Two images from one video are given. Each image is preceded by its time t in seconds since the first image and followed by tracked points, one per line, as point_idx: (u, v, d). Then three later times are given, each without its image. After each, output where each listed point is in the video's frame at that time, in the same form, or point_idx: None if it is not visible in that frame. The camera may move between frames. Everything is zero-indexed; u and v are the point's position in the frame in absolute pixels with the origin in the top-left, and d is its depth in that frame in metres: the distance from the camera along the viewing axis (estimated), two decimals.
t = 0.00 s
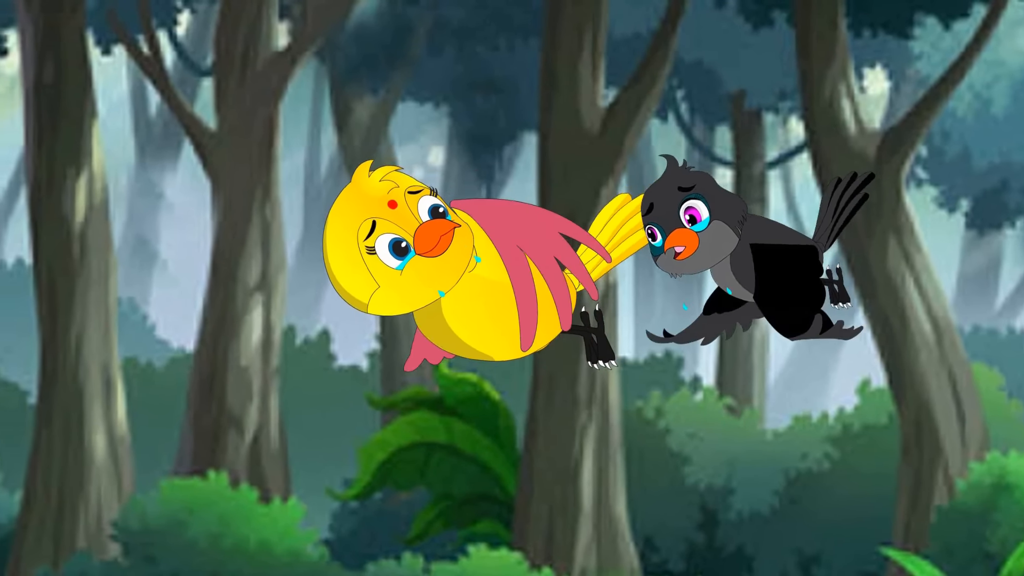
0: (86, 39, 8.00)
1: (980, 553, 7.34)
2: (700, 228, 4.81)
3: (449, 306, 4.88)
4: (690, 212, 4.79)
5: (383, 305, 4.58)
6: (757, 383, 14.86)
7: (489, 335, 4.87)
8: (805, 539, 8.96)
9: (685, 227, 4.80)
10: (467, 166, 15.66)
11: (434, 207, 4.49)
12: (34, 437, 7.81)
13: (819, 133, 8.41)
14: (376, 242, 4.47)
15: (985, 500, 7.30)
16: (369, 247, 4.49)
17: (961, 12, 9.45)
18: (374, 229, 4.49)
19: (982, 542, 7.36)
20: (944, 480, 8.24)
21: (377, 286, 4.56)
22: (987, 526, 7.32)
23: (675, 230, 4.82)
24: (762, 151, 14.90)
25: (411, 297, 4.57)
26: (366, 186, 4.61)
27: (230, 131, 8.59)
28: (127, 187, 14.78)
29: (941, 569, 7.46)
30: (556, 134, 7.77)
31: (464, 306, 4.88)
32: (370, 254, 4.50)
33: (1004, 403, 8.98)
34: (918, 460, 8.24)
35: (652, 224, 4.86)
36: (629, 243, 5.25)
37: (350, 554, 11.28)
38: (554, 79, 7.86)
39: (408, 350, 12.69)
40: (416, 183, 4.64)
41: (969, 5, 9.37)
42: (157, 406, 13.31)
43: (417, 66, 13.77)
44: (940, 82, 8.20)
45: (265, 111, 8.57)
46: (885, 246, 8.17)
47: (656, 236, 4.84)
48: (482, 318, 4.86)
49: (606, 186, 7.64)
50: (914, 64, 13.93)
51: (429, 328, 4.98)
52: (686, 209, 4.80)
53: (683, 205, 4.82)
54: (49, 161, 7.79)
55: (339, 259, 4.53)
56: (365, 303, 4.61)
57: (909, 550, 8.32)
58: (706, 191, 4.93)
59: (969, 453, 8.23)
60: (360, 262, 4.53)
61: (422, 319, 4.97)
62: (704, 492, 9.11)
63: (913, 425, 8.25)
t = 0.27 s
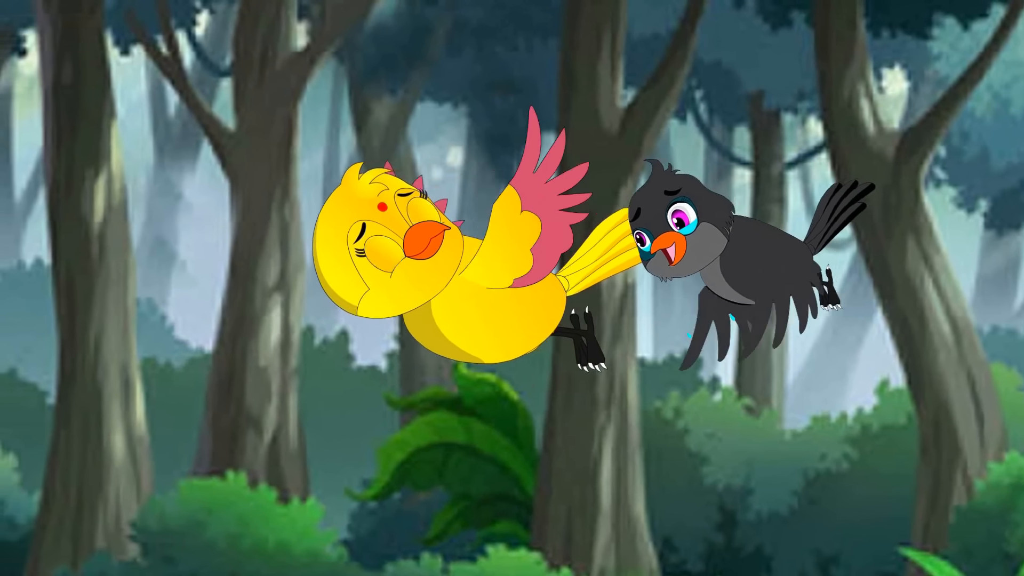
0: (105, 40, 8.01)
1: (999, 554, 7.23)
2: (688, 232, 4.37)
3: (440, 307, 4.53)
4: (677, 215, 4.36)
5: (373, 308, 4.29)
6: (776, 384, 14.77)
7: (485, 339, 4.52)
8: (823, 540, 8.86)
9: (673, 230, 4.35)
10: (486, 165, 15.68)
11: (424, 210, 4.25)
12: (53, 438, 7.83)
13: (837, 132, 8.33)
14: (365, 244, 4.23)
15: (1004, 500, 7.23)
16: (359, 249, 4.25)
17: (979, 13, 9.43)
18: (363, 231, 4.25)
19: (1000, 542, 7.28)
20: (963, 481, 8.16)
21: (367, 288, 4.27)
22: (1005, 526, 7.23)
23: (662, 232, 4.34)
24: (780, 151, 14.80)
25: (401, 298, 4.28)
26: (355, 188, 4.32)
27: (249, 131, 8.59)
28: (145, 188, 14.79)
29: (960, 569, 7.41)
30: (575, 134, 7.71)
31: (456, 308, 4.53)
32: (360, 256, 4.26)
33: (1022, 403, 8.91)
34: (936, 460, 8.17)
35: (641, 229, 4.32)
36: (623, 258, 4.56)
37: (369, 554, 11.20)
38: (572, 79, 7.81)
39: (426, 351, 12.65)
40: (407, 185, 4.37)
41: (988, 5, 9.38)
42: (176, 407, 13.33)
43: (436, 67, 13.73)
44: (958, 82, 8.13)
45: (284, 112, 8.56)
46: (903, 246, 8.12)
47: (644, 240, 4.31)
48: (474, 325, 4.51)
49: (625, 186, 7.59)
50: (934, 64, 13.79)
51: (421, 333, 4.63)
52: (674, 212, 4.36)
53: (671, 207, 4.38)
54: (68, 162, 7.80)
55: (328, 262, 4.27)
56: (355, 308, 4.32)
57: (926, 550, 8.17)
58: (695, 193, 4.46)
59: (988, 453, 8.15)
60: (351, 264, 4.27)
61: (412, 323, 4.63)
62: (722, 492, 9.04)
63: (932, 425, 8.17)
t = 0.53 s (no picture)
0: (123, 40, 8.01)
1: (1019, 554, 7.14)
2: (675, 236, 4.43)
3: (430, 308, 4.44)
4: (664, 220, 4.43)
5: (363, 306, 4.27)
6: (795, 384, 14.68)
7: (476, 338, 4.45)
8: (842, 540, 8.77)
9: (660, 235, 4.41)
10: (505, 165, 15.63)
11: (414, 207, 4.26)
12: (71, 438, 7.83)
13: (856, 132, 8.24)
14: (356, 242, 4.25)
15: None
16: (349, 246, 4.26)
17: (998, 13, 9.38)
18: (354, 229, 4.27)
19: (1019, 543, 7.19)
20: (982, 481, 8.09)
21: (357, 286, 4.26)
22: None
23: (651, 238, 4.41)
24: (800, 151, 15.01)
25: (388, 296, 4.25)
26: (346, 186, 4.36)
27: (268, 132, 8.59)
28: (164, 188, 14.77)
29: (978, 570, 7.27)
30: (593, 135, 7.66)
31: (445, 307, 4.43)
32: (349, 254, 4.26)
33: None
34: (954, 460, 8.11)
35: (629, 236, 4.40)
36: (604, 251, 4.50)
37: (388, 554, 11.20)
38: (591, 79, 7.76)
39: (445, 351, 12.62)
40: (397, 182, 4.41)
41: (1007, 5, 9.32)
42: (195, 407, 13.37)
43: (455, 67, 13.72)
44: (977, 82, 8.04)
45: (303, 113, 8.57)
46: (922, 247, 8.05)
47: (634, 247, 4.38)
48: (462, 324, 4.42)
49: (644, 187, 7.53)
50: (952, 65, 13.66)
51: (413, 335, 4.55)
52: (659, 217, 4.43)
53: (656, 212, 4.45)
54: (87, 163, 7.81)
55: (318, 260, 4.30)
56: (346, 306, 4.30)
57: (946, 551, 8.17)
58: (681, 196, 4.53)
59: (1007, 453, 8.06)
60: (341, 262, 4.27)
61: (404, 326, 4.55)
62: (741, 492, 8.98)
63: (951, 425, 8.11)
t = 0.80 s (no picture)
0: (142, 40, 8.02)
1: None
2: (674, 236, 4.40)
3: (423, 312, 3.85)
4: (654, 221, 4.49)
5: (354, 305, 3.72)
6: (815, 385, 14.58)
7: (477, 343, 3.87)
8: (861, 540, 8.73)
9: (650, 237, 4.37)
10: (524, 166, 15.60)
11: (405, 205, 3.72)
12: (91, 438, 7.85)
13: (874, 133, 8.16)
14: (346, 240, 3.68)
15: None
16: (339, 245, 3.69)
17: (1017, 14, 9.32)
18: (343, 226, 3.69)
19: None
20: (1001, 481, 8.03)
21: (347, 284, 3.72)
22: None
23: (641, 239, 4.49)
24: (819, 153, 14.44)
25: (383, 295, 3.72)
26: (335, 181, 3.82)
27: (287, 132, 8.55)
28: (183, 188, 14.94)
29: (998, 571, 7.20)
30: (612, 134, 7.62)
31: (441, 313, 3.83)
32: (340, 252, 3.70)
33: None
34: (974, 460, 8.03)
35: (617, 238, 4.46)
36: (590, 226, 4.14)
37: (407, 554, 11.24)
38: (610, 78, 7.72)
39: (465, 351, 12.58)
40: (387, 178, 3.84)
41: None
42: (214, 408, 13.38)
43: (473, 67, 13.69)
44: (996, 82, 7.96)
45: (322, 113, 8.53)
46: (941, 247, 7.96)
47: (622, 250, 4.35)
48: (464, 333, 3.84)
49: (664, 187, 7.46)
50: (971, 65, 13.55)
51: (406, 339, 3.94)
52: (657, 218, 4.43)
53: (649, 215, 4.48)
54: (105, 163, 7.82)
55: (309, 261, 3.74)
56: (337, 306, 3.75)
57: (964, 551, 8.05)
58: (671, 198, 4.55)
59: None
60: (331, 261, 3.72)
61: (397, 331, 3.94)
62: (760, 493, 8.91)
63: (970, 425, 8.02)
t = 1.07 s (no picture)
0: (160, 40, 8.03)
1: None
2: (656, 233, 4.95)
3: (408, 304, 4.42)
4: (647, 218, 4.94)
5: (343, 305, 4.22)
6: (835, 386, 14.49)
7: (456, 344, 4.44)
8: (879, 541, 8.63)
9: (641, 234, 4.94)
10: (543, 167, 15.54)
11: (395, 206, 4.20)
12: (109, 439, 7.86)
13: (893, 133, 8.09)
14: (336, 240, 4.15)
15: None
16: (329, 245, 4.16)
17: None
18: (334, 227, 4.16)
19: None
20: (1020, 481, 7.97)
21: (337, 285, 4.20)
22: None
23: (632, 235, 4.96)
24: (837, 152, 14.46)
25: (369, 295, 4.23)
26: (325, 183, 4.28)
27: (305, 132, 8.51)
28: (201, 188, 14.91)
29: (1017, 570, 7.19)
30: (631, 135, 7.57)
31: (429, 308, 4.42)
32: (330, 252, 4.16)
33: None
34: (992, 460, 7.98)
35: (609, 232, 4.95)
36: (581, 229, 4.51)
37: (425, 555, 11.28)
38: (628, 78, 7.67)
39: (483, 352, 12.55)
40: (376, 181, 4.33)
41: None
42: (233, 408, 13.41)
43: (492, 68, 13.65)
44: (1016, 82, 7.87)
45: (340, 112, 8.55)
46: (960, 247, 7.89)
47: (615, 245, 4.91)
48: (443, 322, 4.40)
49: (682, 188, 7.40)
50: (990, 65, 13.44)
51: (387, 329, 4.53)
52: (642, 215, 4.95)
53: (638, 211, 4.98)
54: (124, 164, 7.83)
55: (299, 259, 4.18)
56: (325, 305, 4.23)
57: (983, 551, 8.00)
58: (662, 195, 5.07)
59: None
60: (320, 260, 4.18)
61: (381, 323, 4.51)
62: (778, 493, 8.84)
63: (988, 425, 7.99)
